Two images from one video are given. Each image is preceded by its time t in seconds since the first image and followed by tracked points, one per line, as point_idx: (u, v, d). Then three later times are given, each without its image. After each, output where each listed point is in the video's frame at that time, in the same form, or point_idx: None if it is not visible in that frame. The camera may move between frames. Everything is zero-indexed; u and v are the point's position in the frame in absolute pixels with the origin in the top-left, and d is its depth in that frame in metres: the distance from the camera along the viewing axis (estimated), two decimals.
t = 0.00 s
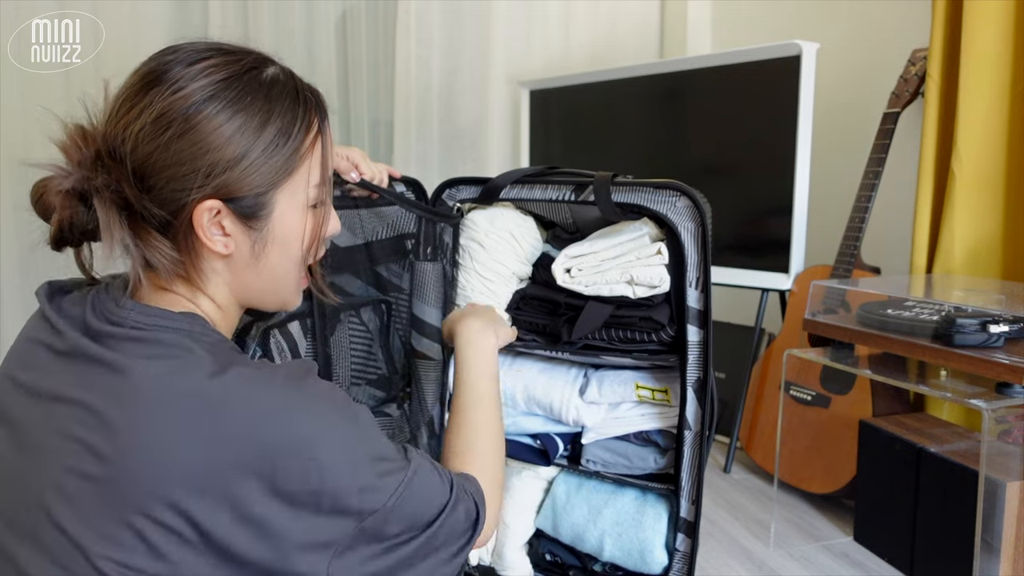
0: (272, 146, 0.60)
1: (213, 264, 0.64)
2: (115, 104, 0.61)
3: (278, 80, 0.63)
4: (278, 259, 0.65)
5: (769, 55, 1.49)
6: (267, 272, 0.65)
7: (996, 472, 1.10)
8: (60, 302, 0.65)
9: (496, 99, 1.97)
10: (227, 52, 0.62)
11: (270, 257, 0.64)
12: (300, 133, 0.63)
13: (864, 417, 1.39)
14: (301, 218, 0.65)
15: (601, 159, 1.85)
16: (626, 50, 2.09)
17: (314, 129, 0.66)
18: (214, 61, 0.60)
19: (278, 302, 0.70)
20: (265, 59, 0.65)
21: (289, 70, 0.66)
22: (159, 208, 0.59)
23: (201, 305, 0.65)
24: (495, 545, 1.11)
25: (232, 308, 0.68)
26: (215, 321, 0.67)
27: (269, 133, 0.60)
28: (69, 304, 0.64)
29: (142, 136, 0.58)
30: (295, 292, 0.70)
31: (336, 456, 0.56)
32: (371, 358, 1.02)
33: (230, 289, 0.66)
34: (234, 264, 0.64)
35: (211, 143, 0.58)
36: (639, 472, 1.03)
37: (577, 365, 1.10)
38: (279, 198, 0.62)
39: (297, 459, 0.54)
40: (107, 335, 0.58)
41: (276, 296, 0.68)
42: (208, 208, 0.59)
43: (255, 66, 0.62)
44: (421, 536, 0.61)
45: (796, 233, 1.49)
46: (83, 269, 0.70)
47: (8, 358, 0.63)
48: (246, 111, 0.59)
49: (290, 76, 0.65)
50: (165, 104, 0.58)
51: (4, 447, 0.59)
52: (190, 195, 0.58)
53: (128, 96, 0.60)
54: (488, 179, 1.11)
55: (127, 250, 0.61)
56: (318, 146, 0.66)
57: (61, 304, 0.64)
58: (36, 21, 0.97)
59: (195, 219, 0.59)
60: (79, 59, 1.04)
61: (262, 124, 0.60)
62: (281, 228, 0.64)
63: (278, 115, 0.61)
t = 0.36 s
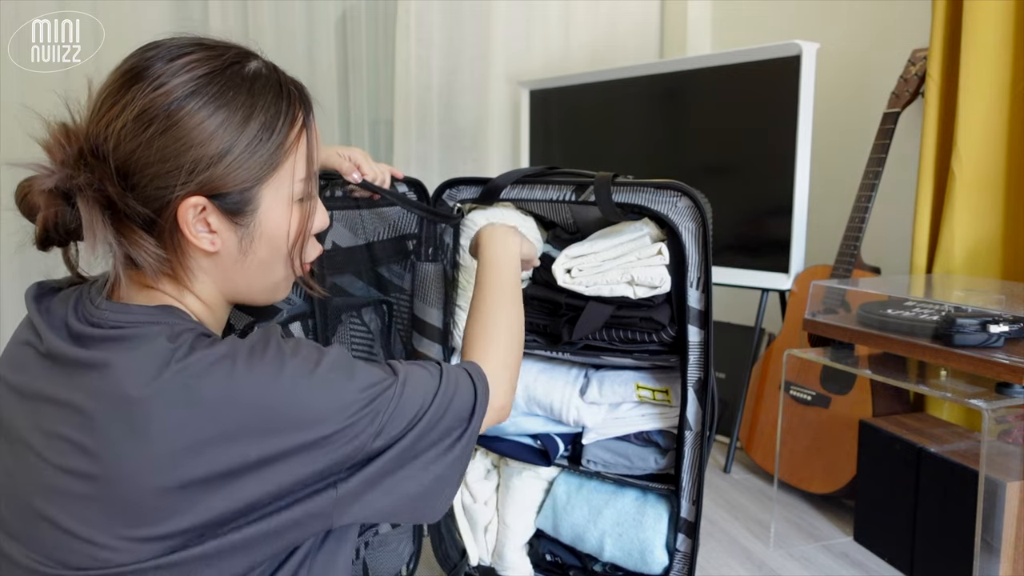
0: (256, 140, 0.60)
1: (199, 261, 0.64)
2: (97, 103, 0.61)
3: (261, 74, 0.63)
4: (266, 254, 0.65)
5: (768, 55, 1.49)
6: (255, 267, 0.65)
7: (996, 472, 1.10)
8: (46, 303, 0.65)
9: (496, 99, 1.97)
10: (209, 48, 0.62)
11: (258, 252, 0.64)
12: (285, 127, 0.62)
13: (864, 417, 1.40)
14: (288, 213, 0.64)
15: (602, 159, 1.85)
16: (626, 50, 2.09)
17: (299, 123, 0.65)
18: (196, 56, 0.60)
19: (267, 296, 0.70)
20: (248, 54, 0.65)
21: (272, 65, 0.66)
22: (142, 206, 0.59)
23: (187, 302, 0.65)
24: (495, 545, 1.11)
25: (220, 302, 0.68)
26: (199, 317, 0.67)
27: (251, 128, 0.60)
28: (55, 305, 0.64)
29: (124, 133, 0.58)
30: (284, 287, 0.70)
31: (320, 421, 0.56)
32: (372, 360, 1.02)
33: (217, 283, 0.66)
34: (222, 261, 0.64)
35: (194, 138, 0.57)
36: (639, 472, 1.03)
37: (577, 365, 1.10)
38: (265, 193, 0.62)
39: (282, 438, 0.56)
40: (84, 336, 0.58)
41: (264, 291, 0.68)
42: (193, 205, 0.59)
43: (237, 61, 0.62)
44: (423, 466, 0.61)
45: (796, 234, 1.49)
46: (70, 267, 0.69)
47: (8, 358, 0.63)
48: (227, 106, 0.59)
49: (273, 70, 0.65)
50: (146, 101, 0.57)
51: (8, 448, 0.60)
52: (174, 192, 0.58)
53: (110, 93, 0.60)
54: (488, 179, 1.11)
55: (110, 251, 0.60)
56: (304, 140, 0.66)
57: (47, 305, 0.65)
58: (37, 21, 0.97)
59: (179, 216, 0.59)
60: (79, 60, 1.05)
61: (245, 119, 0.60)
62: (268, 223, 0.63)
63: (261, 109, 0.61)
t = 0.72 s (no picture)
0: (223, 132, 0.59)
1: (187, 258, 0.65)
2: (65, 109, 0.60)
3: (222, 63, 0.62)
4: (250, 243, 0.66)
5: (768, 55, 1.49)
6: (242, 256, 0.66)
7: (997, 472, 1.10)
8: (46, 305, 0.65)
9: (496, 98, 1.96)
10: (167, 42, 0.61)
11: (242, 243, 0.65)
12: (251, 115, 0.62)
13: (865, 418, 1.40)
14: (265, 200, 0.65)
15: (602, 159, 1.84)
16: (626, 50, 2.09)
17: (266, 108, 0.64)
18: (154, 52, 0.59)
19: (259, 283, 0.71)
20: (207, 41, 0.63)
21: (233, 50, 0.65)
22: (117, 211, 0.59)
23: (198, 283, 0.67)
24: (495, 545, 1.12)
25: (213, 293, 0.69)
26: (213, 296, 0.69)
27: (215, 120, 0.59)
28: (56, 305, 0.63)
29: (91, 139, 0.58)
30: (276, 273, 0.71)
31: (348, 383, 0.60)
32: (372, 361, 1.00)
33: (208, 276, 0.67)
34: (208, 255, 0.65)
35: (159, 138, 0.57)
36: (639, 473, 1.03)
37: (577, 365, 1.10)
38: (238, 185, 0.62)
39: (312, 413, 0.60)
40: (108, 329, 0.58)
41: (256, 278, 0.70)
42: (168, 204, 0.59)
43: (196, 52, 0.61)
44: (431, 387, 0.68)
45: (796, 234, 1.49)
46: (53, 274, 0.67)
47: (15, 356, 0.63)
48: (187, 100, 0.58)
49: (235, 56, 0.64)
50: (108, 105, 0.57)
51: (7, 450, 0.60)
52: (147, 194, 0.58)
53: (76, 98, 0.60)
54: (488, 179, 1.11)
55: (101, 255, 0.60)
56: (273, 125, 0.65)
57: (47, 307, 0.64)
58: (36, 21, 0.97)
59: (156, 217, 0.59)
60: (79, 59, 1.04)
61: (209, 112, 0.59)
62: (247, 214, 0.64)
63: (224, 99, 0.60)
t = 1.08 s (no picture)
0: (210, 130, 0.59)
1: (180, 256, 0.65)
2: (60, 109, 0.61)
3: (211, 61, 0.61)
4: (241, 242, 0.65)
5: (768, 55, 1.49)
6: (235, 255, 0.66)
7: (996, 472, 1.09)
8: (43, 307, 0.65)
9: (496, 98, 1.96)
10: (157, 40, 0.61)
11: (232, 241, 0.65)
12: (240, 113, 0.61)
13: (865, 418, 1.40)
14: (255, 199, 0.64)
15: (601, 159, 1.84)
16: (626, 50, 2.09)
17: (257, 106, 0.64)
18: (144, 51, 0.59)
19: (254, 282, 0.70)
20: (199, 41, 0.63)
21: (225, 50, 0.64)
22: (107, 209, 0.59)
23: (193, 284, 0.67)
24: (495, 545, 1.12)
25: (208, 292, 0.69)
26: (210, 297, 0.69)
27: (201, 119, 0.58)
28: (53, 305, 0.63)
29: (83, 139, 0.58)
30: (271, 271, 0.70)
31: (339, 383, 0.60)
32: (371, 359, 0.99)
33: (201, 276, 0.67)
34: (200, 253, 0.65)
35: (145, 136, 0.57)
36: (640, 473, 1.03)
37: (577, 365, 1.10)
38: (227, 183, 0.61)
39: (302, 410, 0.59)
40: (99, 327, 0.58)
41: (251, 277, 0.69)
42: (157, 202, 0.59)
43: (186, 51, 0.61)
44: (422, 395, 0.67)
45: (796, 234, 1.49)
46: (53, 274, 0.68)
47: (13, 358, 0.64)
48: (173, 99, 0.57)
49: (226, 55, 0.63)
50: (98, 104, 0.57)
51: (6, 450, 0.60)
52: (135, 193, 0.58)
53: (70, 99, 0.60)
54: (488, 179, 1.11)
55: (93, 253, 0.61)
56: (263, 123, 0.64)
57: (44, 309, 0.64)
58: (36, 20, 0.97)
59: (145, 215, 0.59)
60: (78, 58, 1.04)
61: (196, 109, 0.58)
62: (236, 213, 0.63)
63: (212, 96, 0.59)
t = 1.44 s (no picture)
0: (191, 116, 0.58)
1: (154, 247, 0.63)
2: (43, 93, 0.62)
3: (197, 50, 0.61)
4: (219, 235, 0.63)
5: (768, 55, 1.49)
6: (212, 249, 0.64)
7: (996, 472, 1.10)
8: (23, 306, 0.65)
9: (496, 98, 1.96)
10: (143, 28, 0.61)
11: (209, 234, 0.63)
12: (223, 102, 0.60)
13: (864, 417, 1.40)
14: (234, 191, 0.63)
15: (601, 159, 1.85)
16: (626, 50, 2.09)
17: (242, 98, 0.63)
18: (128, 36, 0.60)
19: (234, 279, 0.68)
20: (187, 31, 0.64)
21: (213, 41, 0.65)
22: (83, 194, 0.59)
23: (156, 292, 0.65)
24: (495, 545, 1.11)
25: (183, 290, 0.67)
26: (179, 307, 0.67)
27: (181, 107, 0.58)
28: (31, 306, 0.64)
29: (62, 121, 0.58)
30: (252, 268, 0.68)
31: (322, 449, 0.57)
32: (373, 358, 1.01)
33: (178, 271, 0.65)
34: (176, 245, 0.63)
35: (125, 120, 0.57)
36: (639, 472, 1.03)
37: (577, 365, 1.10)
38: (206, 172, 0.60)
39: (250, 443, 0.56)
40: (67, 333, 0.58)
41: (229, 275, 0.67)
42: (133, 188, 0.58)
43: (171, 39, 0.61)
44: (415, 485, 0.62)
45: (795, 234, 1.49)
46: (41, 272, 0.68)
47: None
48: (152, 85, 0.57)
49: (214, 46, 0.64)
50: (79, 87, 0.58)
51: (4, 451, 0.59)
52: (110, 177, 0.58)
53: (52, 82, 0.61)
54: (488, 179, 1.11)
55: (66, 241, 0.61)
56: (247, 115, 0.63)
57: (23, 309, 0.65)
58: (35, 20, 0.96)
59: (121, 201, 0.58)
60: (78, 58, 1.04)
61: (177, 96, 0.58)
62: (215, 204, 0.62)
63: (195, 84, 0.59)
